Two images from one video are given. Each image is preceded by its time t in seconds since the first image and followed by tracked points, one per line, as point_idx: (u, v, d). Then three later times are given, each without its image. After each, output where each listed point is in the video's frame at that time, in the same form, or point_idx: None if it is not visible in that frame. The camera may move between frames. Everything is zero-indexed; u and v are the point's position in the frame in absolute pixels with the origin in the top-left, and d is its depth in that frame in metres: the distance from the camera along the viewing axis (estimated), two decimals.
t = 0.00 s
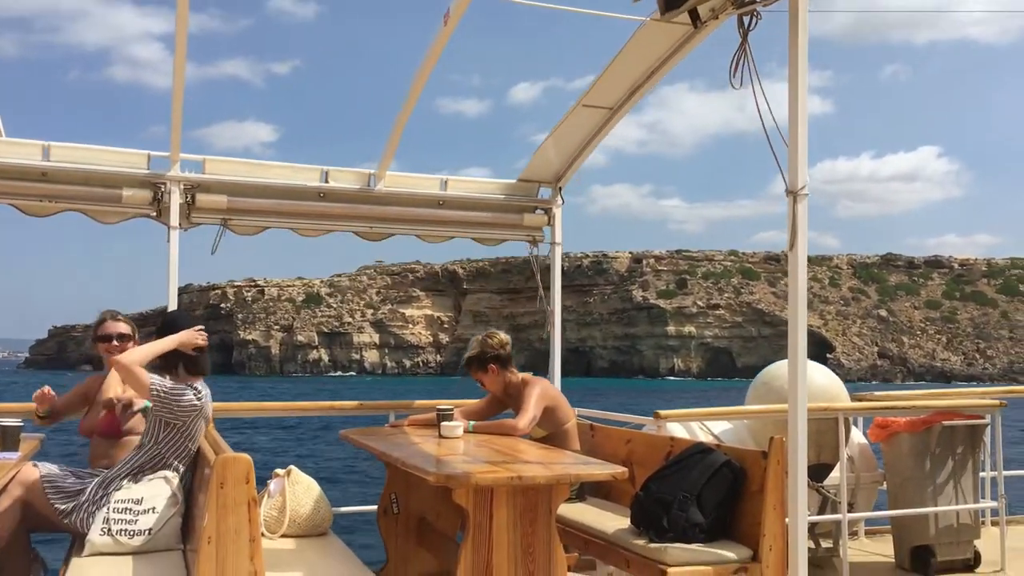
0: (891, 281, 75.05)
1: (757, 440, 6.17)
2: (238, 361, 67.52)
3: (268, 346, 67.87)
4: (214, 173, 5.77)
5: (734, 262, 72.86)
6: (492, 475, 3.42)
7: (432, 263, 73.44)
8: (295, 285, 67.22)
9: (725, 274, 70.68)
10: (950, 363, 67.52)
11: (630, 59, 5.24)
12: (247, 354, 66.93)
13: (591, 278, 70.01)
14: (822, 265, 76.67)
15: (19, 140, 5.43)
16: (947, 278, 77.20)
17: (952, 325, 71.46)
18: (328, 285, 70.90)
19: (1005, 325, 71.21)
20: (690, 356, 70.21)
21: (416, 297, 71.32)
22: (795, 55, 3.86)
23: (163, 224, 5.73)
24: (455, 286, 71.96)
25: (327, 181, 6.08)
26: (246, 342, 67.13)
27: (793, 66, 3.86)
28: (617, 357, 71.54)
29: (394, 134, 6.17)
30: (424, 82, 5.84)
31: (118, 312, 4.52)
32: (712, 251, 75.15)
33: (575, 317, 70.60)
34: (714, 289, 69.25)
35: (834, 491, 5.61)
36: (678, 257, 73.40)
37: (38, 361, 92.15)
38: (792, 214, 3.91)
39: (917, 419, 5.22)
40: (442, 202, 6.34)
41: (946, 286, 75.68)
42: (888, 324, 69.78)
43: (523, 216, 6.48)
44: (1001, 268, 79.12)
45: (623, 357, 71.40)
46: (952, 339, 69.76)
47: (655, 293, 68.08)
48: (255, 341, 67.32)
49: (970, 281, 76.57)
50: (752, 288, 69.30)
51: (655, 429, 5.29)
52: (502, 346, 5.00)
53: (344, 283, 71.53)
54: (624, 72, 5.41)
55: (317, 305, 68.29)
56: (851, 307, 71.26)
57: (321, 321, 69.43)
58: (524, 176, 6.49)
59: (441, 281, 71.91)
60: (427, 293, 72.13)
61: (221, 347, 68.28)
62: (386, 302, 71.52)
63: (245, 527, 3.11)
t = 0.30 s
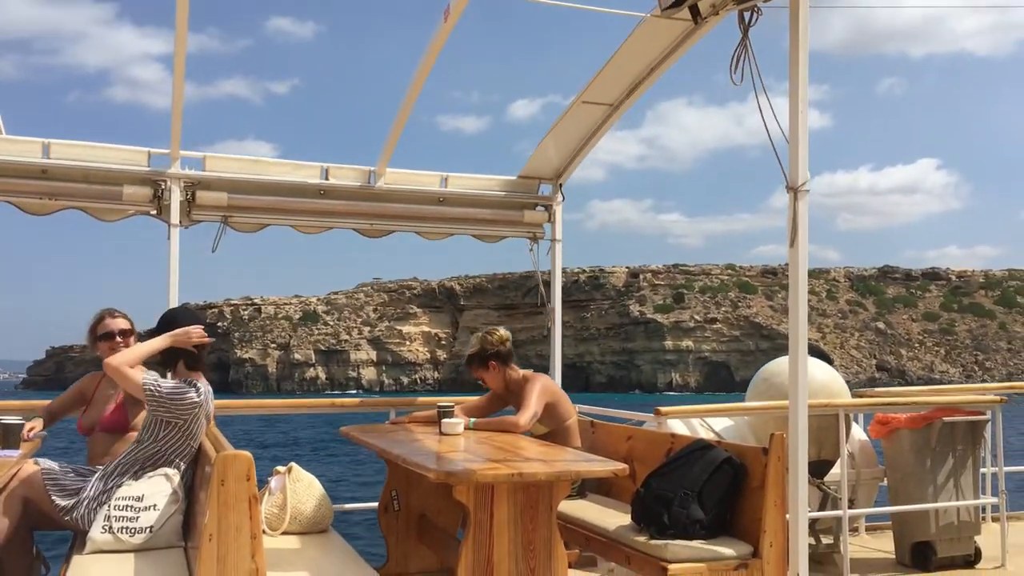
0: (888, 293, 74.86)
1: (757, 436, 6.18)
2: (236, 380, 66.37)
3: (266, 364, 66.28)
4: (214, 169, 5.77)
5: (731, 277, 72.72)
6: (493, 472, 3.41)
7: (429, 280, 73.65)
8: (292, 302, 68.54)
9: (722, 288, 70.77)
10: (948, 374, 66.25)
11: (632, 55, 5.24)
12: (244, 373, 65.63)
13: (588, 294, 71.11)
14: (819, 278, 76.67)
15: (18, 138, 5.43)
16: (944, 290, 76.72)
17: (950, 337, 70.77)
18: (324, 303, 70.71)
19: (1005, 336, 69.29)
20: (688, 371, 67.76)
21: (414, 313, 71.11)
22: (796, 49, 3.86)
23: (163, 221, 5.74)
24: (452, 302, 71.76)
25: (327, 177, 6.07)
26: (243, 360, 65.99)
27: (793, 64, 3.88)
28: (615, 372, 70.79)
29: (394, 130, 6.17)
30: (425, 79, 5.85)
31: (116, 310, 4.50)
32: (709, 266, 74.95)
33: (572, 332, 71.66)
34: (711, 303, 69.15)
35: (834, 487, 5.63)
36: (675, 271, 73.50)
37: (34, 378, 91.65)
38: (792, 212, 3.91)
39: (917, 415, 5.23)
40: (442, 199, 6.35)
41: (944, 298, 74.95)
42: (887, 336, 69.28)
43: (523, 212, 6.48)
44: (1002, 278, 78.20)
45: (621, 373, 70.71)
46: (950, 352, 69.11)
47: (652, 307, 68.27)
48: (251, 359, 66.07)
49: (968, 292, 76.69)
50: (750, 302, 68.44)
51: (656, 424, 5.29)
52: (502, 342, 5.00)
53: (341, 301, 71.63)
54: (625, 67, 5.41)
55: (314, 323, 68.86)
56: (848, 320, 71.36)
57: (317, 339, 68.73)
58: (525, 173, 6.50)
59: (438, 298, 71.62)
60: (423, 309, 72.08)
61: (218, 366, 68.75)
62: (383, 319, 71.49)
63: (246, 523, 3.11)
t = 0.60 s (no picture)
0: (887, 300, 74.64)
1: (756, 434, 6.19)
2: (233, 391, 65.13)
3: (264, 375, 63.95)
4: (215, 168, 5.79)
5: (730, 284, 72.85)
6: (491, 470, 3.42)
7: (428, 290, 74.33)
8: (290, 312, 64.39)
9: (721, 296, 70.88)
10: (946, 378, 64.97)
11: (631, 55, 5.26)
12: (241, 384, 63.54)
13: (587, 302, 71.76)
14: (817, 286, 76.82)
15: (20, 137, 5.45)
16: (943, 298, 76.26)
17: (949, 345, 70.25)
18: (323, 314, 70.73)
19: (1004, 344, 67.49)
20: (687, 379, 67.12)
21: (412, 323, 71.47)
22: (795, 48, 3.87)
23: (164, 220, 5.75)
24: (450, 311, 72.46)
25: (328, 176, 6.08)
26: (241, 371, 63.54)
27: (793, 61, 3.88)
28: (614, 381, 70.53)
29: (395, 128, 6.18)
30: (424, 79, 5.85)
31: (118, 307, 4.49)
32: (707, 275, 75.00)
33: (571, 340, 72.04)
34: (709, 311, 69.24)
35: (833, 486, 5.64)
36: (673, 281, 74.09)
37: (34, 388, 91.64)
38: (791, 211, 3.91)
39: (916, 414, 5.24)
40: (442, 197, 6.36)
41: (943, 306, 74.77)
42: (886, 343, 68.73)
43: (523, 211, 6.50)
44: (1002, 284, 77.82)
45: (620, 382, 70.49)
46: (950, 359, 68.54)
47: (651, 316, 68.76)
48: (249, 370, 63.57)
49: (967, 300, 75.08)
50: (748, 309, 69.17)
51: (656, 424, 5.30)
52: (503, 341, 5.01)
53: (341, 311, 71.44)
54: (624, 67, 5.43)
55: (311, 334, 67.36)
56: (847, 328, 71.78)
57: (316, 350, 68.67)
58: (525, 171, 6.50)
59: (436, 307, 72.27)
60: (421, 319, 72.32)
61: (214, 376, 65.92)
62: (382, 329, 71.65)
63: (245, 521, 3.13)
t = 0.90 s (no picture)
0: (886, 302, 74.40)
1: (757, 435, 6.18)
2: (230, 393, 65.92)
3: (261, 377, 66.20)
4: (215, 166, 5.78)
5: (729, 286, 72.99)
6: (491, 470, 3.40)
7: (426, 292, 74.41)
8: (288, 314, 67.47)
9: (719, 298, 71.24)
10: (944, 379, 64.85)
11: (632, 54, 5.25)
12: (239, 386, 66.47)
13: (585, 304, 71.92)
14: (818, 287, 76.49)
15: (20, 133, 5.43)
16: (942, 299, 76.00)
17: (949, 347, 70.01)
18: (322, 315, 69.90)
19: (1004, 345, 68.29)
20: (686, 382, 66.49)
21: (410, 325, 71.29)
22: (796, 46, 3.86)
23: (164, 217, 5.74)
24: (449, 313, 72.81)
25: (329, 174, 6.07)
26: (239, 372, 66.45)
27: (794, 60, 3.87)
28: (613, 383, 70.41)
29: (396, 127, 6.17)
30: (425, 78, 5.83)
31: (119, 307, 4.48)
32: (706, 276, 75.03)
33: (570, 342, 72.05)
34: (708, 313, 69.34)
35: (834, 487, 5.63)
36: (672, 281, 73.95)
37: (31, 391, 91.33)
38: (792, 211, 3.90)
39: (916, 416, 5.22)
40: (443, 196, 6.36)
41: (942, 308, 74.56)
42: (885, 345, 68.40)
43: (524, 211, 6.49)
44: (1001, 286, 77.73)
45: (619, 384, 70.13)
46: (950, 361, 68.28)
47: (649, 317, 68.71)
48: (246, 371, 66.44)
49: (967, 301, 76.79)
50: (747, 311, 69.45)
51: (656, 424, 5.29)
52: (502, 341, 4.99)
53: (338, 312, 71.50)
54: (625, 67, 5.42)
55: (310, 335, 68.28)
56: (847, 329, 70.55)
57: (313, 351, 67.96)
58: (527, 170, 6.49)
59: (434, 309, 72.36)
60: (420, 320, 72.19)
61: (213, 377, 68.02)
62: (380, 330, 71.33)
63: (243, 519, 3.11)
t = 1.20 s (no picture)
0: (887, 299, 74.16)
1: (759, 437, 6.18)
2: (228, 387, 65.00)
3: (261, 370, 64.66)
4: (220, 165, 5.80)
5: (729, 282, 73.11)
6: (493, 470, 3.42)
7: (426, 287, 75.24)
8: (287, 309, 67.01)
9: (719, 293, 71.15)
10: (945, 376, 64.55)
11: (637, 55, 5.25)
12: (238, 379, 64.20)
13: (584, 299, 71.86)
14: (818, 283, 76.57)
15: (26, 131, 5.45)
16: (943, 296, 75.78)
17: (950, 344, 69.82)
18: (320, 309, 69.50)
19: (1004, 342, 68.42)
20: (685, 377, 66.82)
21: (409, 319, 71.86)
22: (801, 46, 3.87)
23: (168, 215, 5.75)
24: (448, 308, 73.46)
25: (333, 174, 6.08)
26: (238, 366, 64.10)
27: (799, 62, 3.87)
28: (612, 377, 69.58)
29: (400, 125, 6.19)
30: (429, 79, 5.84)
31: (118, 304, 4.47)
32: (705, 272, 75.30)
33: (570, 337, 72.31)
34: (707, 308, 69.17)
35: (836, 490, 5.63)
36: (672, 277, 74.32)
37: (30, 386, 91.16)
38: (797, 214, 3.90)
39: (920, 418, 5.22)
40: (447, 196, 6.37)
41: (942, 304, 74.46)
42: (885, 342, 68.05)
43: (528, 211, 6.50)
44: (1002, 283, 77.65)
45: (618, 379, 69.05)
46: (949, 358, 68.10)
47: (649, 313, 68.70)
48: (246, 365, 64.45)
49: (968, 297, 75.59)
50: (747, 307, 69.09)
51: (657, 424, 5.29)
52: (507, 340, 5.00)
53: (337, 306, 70.61)
54: (630, 66, 5.41)
55: (309, 328, 68.01)
56: (846, 326, 70.47)
57: (312, 345, 67.60)
58: (531, 170, 6.50)
59: (434, 303, 73.32)
60: (419, 314, 73.23)
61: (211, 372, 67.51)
62: (380, 324, 71.44)
63: (247, 517, 3.12)
